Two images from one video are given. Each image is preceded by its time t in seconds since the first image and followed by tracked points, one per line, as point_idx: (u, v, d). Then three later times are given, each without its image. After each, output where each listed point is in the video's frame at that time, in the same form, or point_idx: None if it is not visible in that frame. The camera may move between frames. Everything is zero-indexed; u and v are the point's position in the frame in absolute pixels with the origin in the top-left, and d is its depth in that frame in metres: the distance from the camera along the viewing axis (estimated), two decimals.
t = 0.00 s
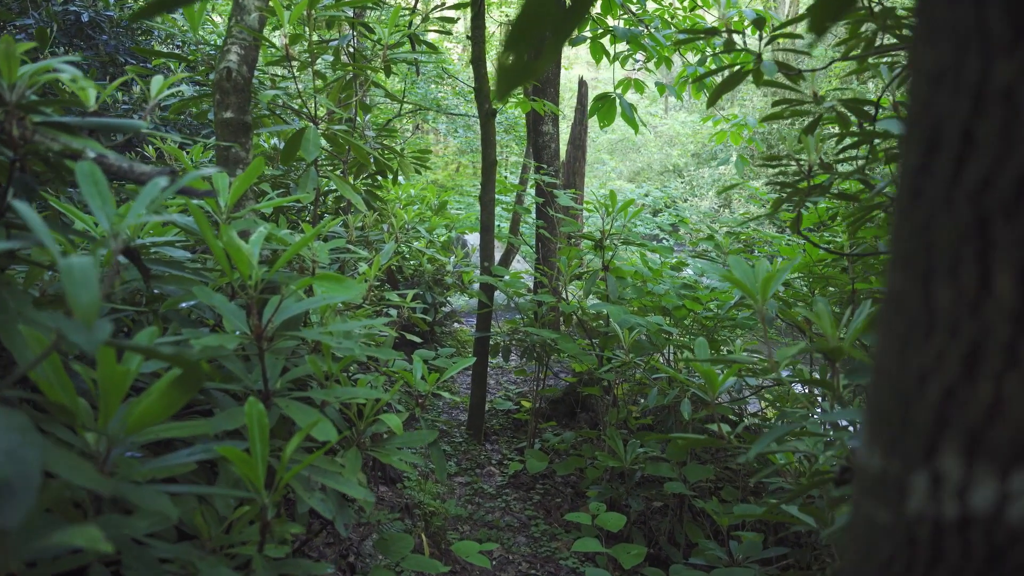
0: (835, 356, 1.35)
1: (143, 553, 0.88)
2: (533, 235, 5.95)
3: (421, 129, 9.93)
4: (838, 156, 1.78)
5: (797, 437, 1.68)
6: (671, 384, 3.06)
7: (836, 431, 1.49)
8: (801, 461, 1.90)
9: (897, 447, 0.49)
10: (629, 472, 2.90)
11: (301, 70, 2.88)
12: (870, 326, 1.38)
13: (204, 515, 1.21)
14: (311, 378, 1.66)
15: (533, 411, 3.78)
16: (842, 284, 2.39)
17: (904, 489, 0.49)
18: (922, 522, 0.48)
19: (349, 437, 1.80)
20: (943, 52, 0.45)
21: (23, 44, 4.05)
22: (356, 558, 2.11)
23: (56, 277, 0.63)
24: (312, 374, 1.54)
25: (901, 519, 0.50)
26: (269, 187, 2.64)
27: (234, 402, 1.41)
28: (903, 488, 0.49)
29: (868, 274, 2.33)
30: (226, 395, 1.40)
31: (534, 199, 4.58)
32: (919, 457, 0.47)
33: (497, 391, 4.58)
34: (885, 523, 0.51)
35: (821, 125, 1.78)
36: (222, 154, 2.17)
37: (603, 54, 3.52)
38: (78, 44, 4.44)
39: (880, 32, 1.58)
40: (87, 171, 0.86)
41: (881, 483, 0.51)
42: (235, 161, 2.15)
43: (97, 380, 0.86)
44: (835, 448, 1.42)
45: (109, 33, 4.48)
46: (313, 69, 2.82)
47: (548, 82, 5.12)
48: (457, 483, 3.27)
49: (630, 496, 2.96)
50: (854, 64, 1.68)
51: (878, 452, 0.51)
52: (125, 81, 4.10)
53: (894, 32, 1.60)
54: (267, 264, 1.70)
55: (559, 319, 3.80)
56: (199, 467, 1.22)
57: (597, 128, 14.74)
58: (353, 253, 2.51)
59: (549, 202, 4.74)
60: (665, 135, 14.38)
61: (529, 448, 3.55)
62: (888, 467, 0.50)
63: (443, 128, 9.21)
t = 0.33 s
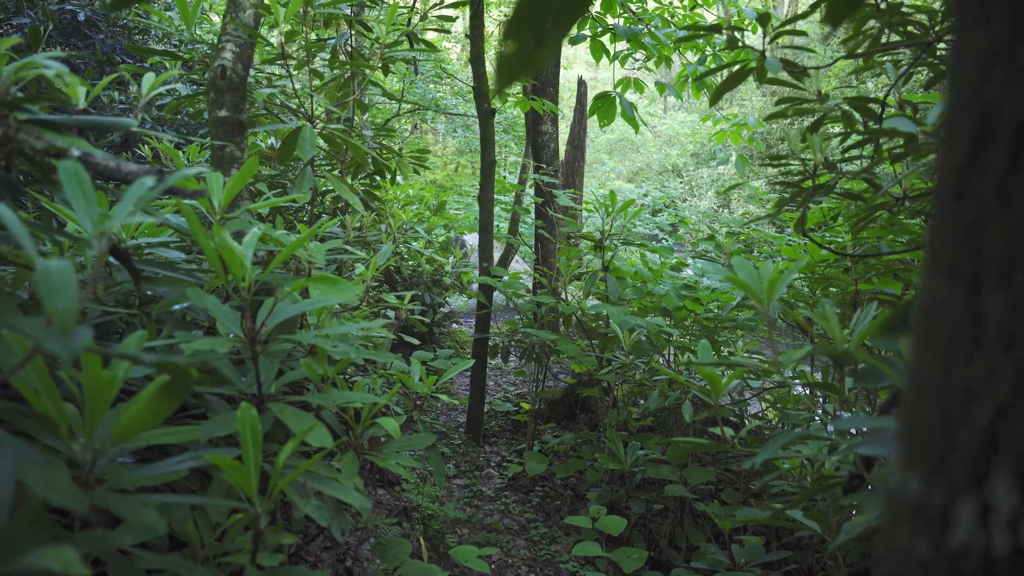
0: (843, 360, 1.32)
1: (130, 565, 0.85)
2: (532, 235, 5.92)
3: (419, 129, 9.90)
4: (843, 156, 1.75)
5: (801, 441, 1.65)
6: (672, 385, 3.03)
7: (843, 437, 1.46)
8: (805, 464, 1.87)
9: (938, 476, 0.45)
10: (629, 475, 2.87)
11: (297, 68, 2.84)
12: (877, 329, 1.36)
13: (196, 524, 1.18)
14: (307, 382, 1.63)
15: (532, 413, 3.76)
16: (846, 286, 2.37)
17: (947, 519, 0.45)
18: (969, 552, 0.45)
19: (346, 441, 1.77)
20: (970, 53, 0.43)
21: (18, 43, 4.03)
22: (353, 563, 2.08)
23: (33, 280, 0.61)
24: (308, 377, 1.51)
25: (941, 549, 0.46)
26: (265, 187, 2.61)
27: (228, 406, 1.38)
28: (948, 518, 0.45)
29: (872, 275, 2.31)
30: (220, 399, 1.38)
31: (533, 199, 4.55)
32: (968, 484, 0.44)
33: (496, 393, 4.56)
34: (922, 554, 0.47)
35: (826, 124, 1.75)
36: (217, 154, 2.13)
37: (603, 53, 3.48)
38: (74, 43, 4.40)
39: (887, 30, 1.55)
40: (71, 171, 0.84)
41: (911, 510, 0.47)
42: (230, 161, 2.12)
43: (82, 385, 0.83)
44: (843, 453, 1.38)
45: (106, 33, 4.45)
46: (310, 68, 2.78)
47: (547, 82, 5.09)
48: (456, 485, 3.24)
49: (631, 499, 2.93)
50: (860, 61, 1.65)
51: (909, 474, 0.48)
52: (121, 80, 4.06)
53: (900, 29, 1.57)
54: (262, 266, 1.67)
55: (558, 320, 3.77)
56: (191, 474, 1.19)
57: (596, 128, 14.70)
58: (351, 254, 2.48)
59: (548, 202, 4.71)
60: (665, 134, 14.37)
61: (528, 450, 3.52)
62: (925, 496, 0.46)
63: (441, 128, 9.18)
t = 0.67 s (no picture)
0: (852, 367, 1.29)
1: None
2: (531, 236, 5.89)
3: (419, 129, 9.87)
4: (850, 157, 1.72)
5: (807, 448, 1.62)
6: (674, 389, 3.00)
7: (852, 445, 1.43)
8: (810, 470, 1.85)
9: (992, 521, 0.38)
10: (630, 479, 2.84)
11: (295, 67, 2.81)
12: (887, 334, 1.32)
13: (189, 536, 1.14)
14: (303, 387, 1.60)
15: (532, 415, 3.73)
16: (851, 289, 2.34)
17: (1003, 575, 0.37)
18: None
19: (344, 447, 1.74)
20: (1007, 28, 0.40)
21: (15, 42, 4.00)
22: (352, 569, 2.05)
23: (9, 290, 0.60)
24: (305, 383, 1.48)
25: None
26: (262, 188, 2.58)
27: (223, 414, 1.35)
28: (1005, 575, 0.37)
29: (877, 278, 2.28)
30: (215, 406, 1.34)
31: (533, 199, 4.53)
32: None
33: (496, 395, 4.53)
34: None
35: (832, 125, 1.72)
36: (212, 154, 2.10)
37: (604, 53, 3.45)
38: (72, 43, 4.37)
39: (896, 28, 1.52)
40: (54, 174, 0.81)
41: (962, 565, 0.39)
42: (226, 162, 2.09)
43: (69, 398, 0.80)
44: (852, 462, 1.35)
45: (103, 32, 4.42)
46: (307, 68, 2.75)
47: (547, 82, 5.07)
48: (456, 489, 3.21)
49: (632, 503, 2.90)
50: (867, 61, 1.62)
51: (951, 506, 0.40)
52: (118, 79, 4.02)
53: (910, 27, 1.54)
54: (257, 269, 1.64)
55: (558, 322, 3.74)
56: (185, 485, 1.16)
57: (596, 128, 14.69)
58: (349, 255, 2.45)
59: (548, 203, 4.69)
60: (665, 135, 14.35)
61: (528, 453, 3.49)
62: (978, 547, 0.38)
63: (440, 128, 9.14)
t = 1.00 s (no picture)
0: (862, 373, 1.26)
1: None
2: (532, 237, 5.87)
3: (418, 130, 9.84)
4: (857, 159, 1.70)
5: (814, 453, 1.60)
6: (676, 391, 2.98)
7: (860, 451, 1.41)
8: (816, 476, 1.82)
9: None
10: (631, 482, 2.82)
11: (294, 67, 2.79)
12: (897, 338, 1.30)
13: (184, 546, 1.12)
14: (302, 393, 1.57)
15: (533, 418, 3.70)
16: (856, 291, 2.31)
17: None
18: None
19: (343, 453, 1.72)
20: None
21: (12, 41, 3.96)
22: None
23: None
24: (302, 389, 1.45)
25: None
26: (261, 189, 2.55)
27: (220, 421, 1.32)
28: None
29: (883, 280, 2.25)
30: (211, 413, 1.32)
31: (534, 200, 4.50)
32: None
33: (496, 398, 4.50)
34: None
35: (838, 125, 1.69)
36: (210, 155, 2.07)
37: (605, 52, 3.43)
38: (71, 42, 4.34)
39: (905, 28, 1.49)
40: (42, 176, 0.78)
41: None
42: (224, 163, 2.06)
43: (59, 409, 0.78)
44: (861, 469, 1.33)
45: (101, 31, 4.39)
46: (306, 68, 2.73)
47: (548, 82, 5.04)
48: (456, 492, 3.18)
49: (634, 507, 2.87)
50: (875, 60, 1.59)
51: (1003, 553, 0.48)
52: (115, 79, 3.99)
53: (917, 26, 1.52)
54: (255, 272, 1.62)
55: (559, 323, 3.72)
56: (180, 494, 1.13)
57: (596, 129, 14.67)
58: (348, 257, 2.42)
59: (549, 203, 4.66)
60: (665, 135, 14.33)
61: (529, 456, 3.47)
62: None
63: (440, 128, 9.11)
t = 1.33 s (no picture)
0: (873, 379, 1.24)
1: None
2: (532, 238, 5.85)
3: (418, 130, 9.82)
4: (865, 160, 1.67)
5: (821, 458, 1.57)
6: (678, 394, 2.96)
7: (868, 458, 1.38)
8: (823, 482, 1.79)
9: None
10: (633, 485, 2.79)
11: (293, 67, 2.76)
12: (908, 344, 1.27)
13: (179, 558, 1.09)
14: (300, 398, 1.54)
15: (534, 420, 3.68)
16: (861, 293, 2.28)
17: None
18: None
19: (342, 459, 1.69)
20: None
21: (10, 42, 3.93)
22: None
23: None
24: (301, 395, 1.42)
25: None
26: (259, 190, 2.53)
27: (217, 428, 1.29)
28: None
29: (889, 282, 2.22)
30: (208, 421, 1.29)
31: (534, 201, 4.48)
32: None
33: (497, 399, 4.49)
34: None
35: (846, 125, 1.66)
36: (206, 156, 2.03)
37: (607, 52, 3.40)
38: (69, 42, 4.31)
39: (915, 26, 1.46)
40: (28, 182, 0.75)
41: None
42: (221, 164, 2.03)
43: (47, 418, 0.75)
44: (872, 477, 1.30)
45: (100, 31, 4.37)
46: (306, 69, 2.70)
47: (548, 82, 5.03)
48: (456, 495, 3.16)
49: (636, 510, 2.85)
50: (883, 59, 1.56)
51: None
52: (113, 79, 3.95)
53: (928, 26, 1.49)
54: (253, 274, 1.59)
55: (560, 325, 3.69)
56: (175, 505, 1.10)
57: (596, 129, 14.65)
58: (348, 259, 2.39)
59: (549, 204, 4.64)
60: (665, 135, 14.33)
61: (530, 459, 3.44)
62: None
63: (440, 128, 9.09)
